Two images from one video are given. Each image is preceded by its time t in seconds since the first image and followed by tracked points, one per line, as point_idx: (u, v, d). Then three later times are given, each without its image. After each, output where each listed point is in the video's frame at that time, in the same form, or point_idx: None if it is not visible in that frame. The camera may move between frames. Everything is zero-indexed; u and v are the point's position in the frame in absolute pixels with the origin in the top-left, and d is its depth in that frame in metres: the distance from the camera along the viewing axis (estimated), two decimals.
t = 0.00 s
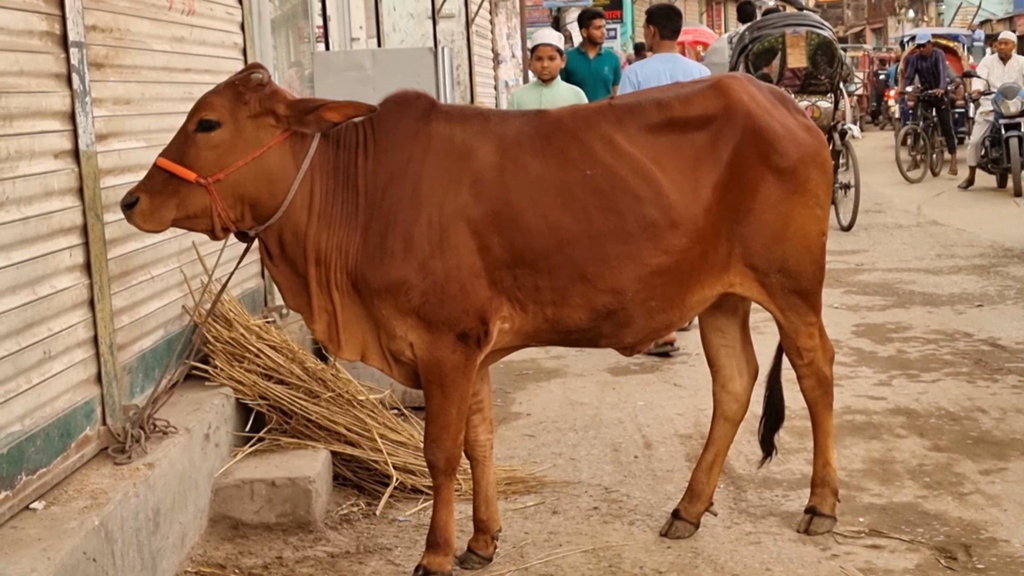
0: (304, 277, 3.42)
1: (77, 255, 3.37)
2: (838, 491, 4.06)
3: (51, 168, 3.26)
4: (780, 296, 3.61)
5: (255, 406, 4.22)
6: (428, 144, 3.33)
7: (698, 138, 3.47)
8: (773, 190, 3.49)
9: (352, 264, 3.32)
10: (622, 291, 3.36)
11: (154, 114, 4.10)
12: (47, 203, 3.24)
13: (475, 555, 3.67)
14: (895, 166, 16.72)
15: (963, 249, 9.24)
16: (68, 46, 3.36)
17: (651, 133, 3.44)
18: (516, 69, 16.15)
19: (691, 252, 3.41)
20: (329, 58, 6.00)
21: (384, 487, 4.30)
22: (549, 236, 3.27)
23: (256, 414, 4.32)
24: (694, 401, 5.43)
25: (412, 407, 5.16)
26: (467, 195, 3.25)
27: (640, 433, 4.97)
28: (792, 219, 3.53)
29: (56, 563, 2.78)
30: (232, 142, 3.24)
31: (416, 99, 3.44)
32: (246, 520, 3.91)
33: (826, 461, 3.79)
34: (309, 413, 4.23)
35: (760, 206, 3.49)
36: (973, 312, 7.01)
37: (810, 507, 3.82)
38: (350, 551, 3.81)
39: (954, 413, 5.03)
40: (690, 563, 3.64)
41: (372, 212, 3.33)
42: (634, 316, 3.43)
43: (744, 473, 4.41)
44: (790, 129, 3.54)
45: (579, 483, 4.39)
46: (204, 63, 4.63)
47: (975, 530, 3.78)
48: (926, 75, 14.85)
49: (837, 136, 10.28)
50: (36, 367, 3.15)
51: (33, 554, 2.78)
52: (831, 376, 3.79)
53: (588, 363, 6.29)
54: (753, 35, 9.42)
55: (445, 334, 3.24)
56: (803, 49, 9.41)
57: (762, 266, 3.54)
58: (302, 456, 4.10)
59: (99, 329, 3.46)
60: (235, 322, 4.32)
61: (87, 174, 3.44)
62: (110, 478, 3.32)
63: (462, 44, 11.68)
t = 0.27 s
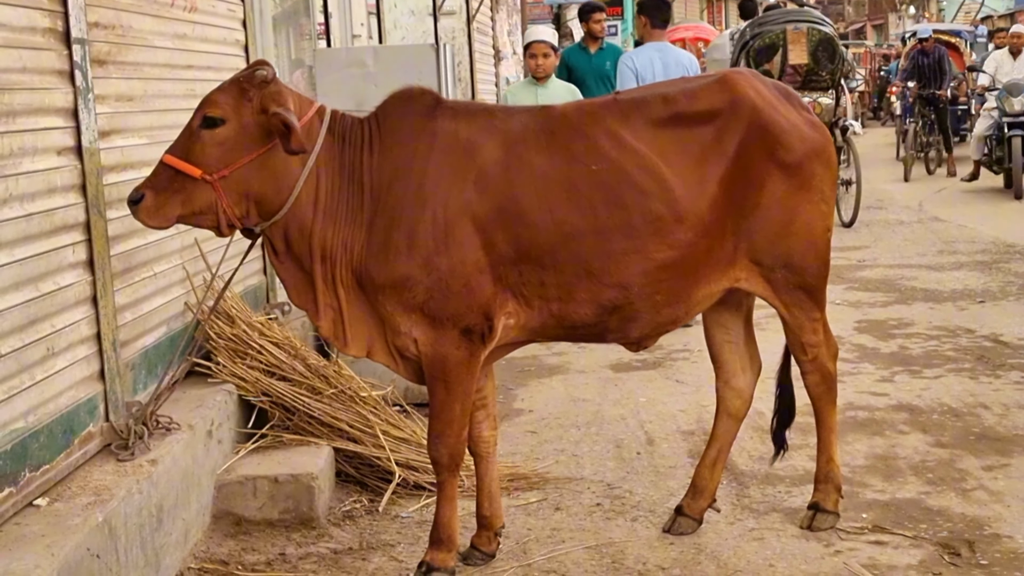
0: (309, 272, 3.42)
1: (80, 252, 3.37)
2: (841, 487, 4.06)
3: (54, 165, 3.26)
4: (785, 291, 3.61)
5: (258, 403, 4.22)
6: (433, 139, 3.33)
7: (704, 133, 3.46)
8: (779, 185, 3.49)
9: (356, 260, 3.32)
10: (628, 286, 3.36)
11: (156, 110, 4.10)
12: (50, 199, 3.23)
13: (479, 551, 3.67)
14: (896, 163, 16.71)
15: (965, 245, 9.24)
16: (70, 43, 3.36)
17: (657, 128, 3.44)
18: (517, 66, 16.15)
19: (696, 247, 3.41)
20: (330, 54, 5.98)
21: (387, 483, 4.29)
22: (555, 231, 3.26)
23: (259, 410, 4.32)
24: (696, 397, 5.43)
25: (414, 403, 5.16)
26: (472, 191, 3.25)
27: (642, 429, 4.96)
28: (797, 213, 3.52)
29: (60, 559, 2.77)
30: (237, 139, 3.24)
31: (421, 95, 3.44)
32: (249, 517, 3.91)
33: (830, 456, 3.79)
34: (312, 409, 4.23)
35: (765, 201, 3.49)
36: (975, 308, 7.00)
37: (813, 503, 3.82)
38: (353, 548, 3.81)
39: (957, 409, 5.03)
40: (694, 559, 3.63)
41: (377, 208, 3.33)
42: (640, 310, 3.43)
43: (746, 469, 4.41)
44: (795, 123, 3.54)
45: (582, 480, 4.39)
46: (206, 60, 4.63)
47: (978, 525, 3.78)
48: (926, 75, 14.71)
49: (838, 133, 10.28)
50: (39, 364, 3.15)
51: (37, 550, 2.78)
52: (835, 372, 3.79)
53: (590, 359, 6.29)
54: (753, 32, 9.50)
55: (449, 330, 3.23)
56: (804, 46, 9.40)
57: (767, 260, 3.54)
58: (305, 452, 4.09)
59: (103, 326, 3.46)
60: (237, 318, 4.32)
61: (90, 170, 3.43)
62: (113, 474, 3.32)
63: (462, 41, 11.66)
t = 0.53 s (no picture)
0: (312, 270, 3.41)
1: (81, 249, 3.37)
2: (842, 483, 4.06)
3: (55, 162, 3.25)
4: (788, 288, 3.60)
5: (259, 400, 4.22)
6: (436, 136, 3.34)
7: (707, 129, 3.46)
8: (782, 181, 3.49)
9: (358, 256, 3.32)
10: (631, 282, 3.35)
11: (157, 107, 4.09)
12: (51, 196, 3.23)
13: (478, 548, 3.66)
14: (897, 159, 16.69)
15: (966, 242, 9.24)
16: (71, 40, 3.36)
17: (660, 125, 3.44)
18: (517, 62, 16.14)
19: (699, 244, 3.40)
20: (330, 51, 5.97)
21: (388, 480, 4.29)
22: (558, 228, 3.26)
23: (260, 407, 4.32)
24: (697, 393, 5.43)
25: (415, 400, 5.17)
26: (475, 188, 3.24)
27: (643, 426, 4.96)
28: (800, 210, 3.52)
29: (61, 555, 2.77)
30: (239, 135, 3.24)
31: (424, 92, 3.45)
32: (251, 513, 3.91)
33: (831, 453, 3.79)
34: (313, 406, 4.23)
35: (769, 197, 3.48)
36: (976, 304, 7.00)
37: (815, 499, 3.82)
38: (354, 544, 3.81)
39: (958, 406, 5.03)
40: (695, 555, 3.63)
41: (379, 205, 3.33)
42: (643, 307, 3.42)
43: (747, 466, 4.41)
44: (798, 120, 3.54)
45: (583, 476, 4.39)
46: (206, 57, 4.62)
47: (979, 522, 3.78)
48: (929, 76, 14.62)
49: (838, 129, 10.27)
50: (41, 361, 3.15)
51: (38, 547, 2.78)
52: (837, 369, 3.79)
53: (591, 356, 6.28)
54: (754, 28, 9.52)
55: (451, 327, 3.23)
56: (805, 42, 9.39)
57: (770, 257, 3.53)
58: (306, 449, 4.10)
59: (104, 323, 3.46)
60: (238, 315, 4.32)
61: (91, 167, 3.43)
62: (115, 471, 3.32)
63: (462, 38, 11.64)
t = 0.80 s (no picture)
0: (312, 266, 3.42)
1: (81, 247, 3.37)
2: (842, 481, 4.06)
3: (55, 160, 3.25)
4: (788, 285, 3.60)
5: (258, 398, 4.22)
6: (437, 134, 3.34)
7: (709, 127, 3.46)
8: (784, 179, 3.49)
9: (358, 253, 3.31)
10: (632, 280, 3.35)
11: (157, 105, 4.09)
12: (51, 194, 3.23)
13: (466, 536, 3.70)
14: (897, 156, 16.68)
15: (966, 239, 9.25)
16: (71, 38, 3.35)
17: (662, 122, 3.44)
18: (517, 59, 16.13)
19: (700, 242, 3.40)
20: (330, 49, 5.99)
21: (387, 478, 4.30)
22: (559, 226, 3.26)
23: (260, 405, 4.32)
24: (696, 391, 5.43)
25: (414, 398, 5.17)
26: (475, 186, 3.24)
27: (643, 424, 4.96)
28: (801, 208, 3.52)
29: (61, 553, 2.77)
30: (238, 131, 3.26)
31: (425, 90, 3.45)
32: (250, 511, 3.91)
33: (831, 450, 3.79)
34: (313, 404, 4.23)
35: (770, 195, 3.48)
36: (976, 301, 7.00)
37: (814, 497, 3.82)
38: (354, 542, 3.81)
39: (957, 403, 5.03)
40: (695, 553, 3.64)
41: (380, 203, 3.32)
42: (645, 305, 3.42)
43: (747, 464, 4.41)
44: (799, 118, 3.54)
45: (583, 474, 4.39)
46: (206, 55, 4.62)
47: (979, 519, 3.78)
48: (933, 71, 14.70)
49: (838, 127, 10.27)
50: (41, 359, 3.15)
51: (39, 545, 2.78)
52: (837, 366, 3.79)
53: (590, 354, 6.28)
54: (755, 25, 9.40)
55: (451, 325, 3.23)
56: (805, 39, 9.38)
57: (771, 255, 3.53)
58: (306, 447, 4.10)
59: (104, 321, 3.46)
60: (237, 313, 4.32)
61: (91, 165, 3.43)
62: (115, 469, 3.32)
63: (462, 35, 11.61)
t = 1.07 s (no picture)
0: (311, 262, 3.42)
1: (81, 242, 3.37)
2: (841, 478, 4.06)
3: (55, 155, 3.25)
4: (788, 283, 3.59)
5: (258, 394, 4.22)
6: (437, 131, 3.34)
7: (709, 124, 3.46)
8: (785, 176, 3.48)
9: (358, 249, 3.32)
10: (632, 277, 3.36)
11: (157, 101, 4.09)
12: (51, 189, 3.23)
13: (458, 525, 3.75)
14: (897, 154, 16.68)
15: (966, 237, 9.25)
16: (71, 33, 3.35)
17: (662, 119, 3.44)
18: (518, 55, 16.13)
19: (700, 239, 3.40)
20: (331, 45, 6.00)
21: (387, 474, 4.30)
22: (559, 222, 3.27)
23: (259, 401, 4.32)
24: (696, 388, 5.43)
25: (414, 394, 5.18)
26: (475, 183, 3.25)
27: (643, 421, 4.96)
28: (802, 205, 3.51)
29: (61, 549, 2.77)
30: (238, 125, 3.26)
31: (426, 86, 3.45)
32: (249, 507, 3.91)
33: (830, 448, 3.80)
34: (312, 400, 4.23)
35: (770, 192, 3.48)
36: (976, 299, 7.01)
37: (814, 494, 3.82)
38: (353, 538, 3.81)
39: (957, 401, 5.03)
40: (694, 550, 3.64)
41: (380, 199, 3.33)
42: (644, 301, 3.42)
43: (746, 461, 4.41)
44: (800, 115, 3.53)
45: (582, 471, 4.39)
46: (206, 51, 4.61)
47: (978, 517, 3.78)
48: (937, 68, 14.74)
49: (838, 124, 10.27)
50: (40, 354, 3.14)
51: (38, 540, 2.78)
52: (836, 364, 3.78)
53: (590, 351, 6.28)
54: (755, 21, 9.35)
55: (452, 321, 3.23)
56: (805, 37, 9.38)
57: (771, 252, 3.53)
58: (306, 443, 4.10)
59: (103, 316, 3.46)
60: (237, 309, 4.32)
61: (91, 161, 3.43)
62: (114, 465, 3.32)
63: (463, 31, 11.60)
